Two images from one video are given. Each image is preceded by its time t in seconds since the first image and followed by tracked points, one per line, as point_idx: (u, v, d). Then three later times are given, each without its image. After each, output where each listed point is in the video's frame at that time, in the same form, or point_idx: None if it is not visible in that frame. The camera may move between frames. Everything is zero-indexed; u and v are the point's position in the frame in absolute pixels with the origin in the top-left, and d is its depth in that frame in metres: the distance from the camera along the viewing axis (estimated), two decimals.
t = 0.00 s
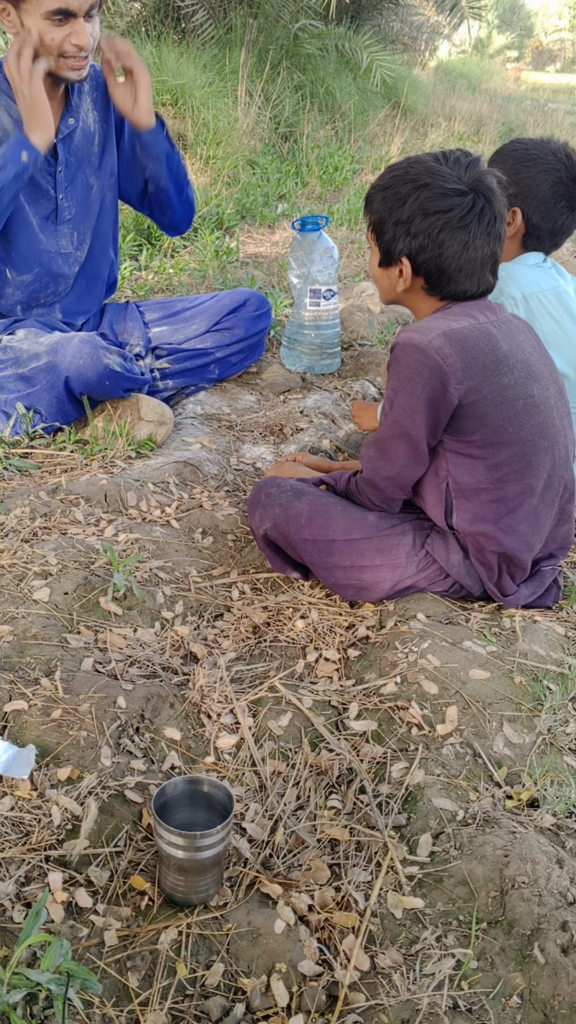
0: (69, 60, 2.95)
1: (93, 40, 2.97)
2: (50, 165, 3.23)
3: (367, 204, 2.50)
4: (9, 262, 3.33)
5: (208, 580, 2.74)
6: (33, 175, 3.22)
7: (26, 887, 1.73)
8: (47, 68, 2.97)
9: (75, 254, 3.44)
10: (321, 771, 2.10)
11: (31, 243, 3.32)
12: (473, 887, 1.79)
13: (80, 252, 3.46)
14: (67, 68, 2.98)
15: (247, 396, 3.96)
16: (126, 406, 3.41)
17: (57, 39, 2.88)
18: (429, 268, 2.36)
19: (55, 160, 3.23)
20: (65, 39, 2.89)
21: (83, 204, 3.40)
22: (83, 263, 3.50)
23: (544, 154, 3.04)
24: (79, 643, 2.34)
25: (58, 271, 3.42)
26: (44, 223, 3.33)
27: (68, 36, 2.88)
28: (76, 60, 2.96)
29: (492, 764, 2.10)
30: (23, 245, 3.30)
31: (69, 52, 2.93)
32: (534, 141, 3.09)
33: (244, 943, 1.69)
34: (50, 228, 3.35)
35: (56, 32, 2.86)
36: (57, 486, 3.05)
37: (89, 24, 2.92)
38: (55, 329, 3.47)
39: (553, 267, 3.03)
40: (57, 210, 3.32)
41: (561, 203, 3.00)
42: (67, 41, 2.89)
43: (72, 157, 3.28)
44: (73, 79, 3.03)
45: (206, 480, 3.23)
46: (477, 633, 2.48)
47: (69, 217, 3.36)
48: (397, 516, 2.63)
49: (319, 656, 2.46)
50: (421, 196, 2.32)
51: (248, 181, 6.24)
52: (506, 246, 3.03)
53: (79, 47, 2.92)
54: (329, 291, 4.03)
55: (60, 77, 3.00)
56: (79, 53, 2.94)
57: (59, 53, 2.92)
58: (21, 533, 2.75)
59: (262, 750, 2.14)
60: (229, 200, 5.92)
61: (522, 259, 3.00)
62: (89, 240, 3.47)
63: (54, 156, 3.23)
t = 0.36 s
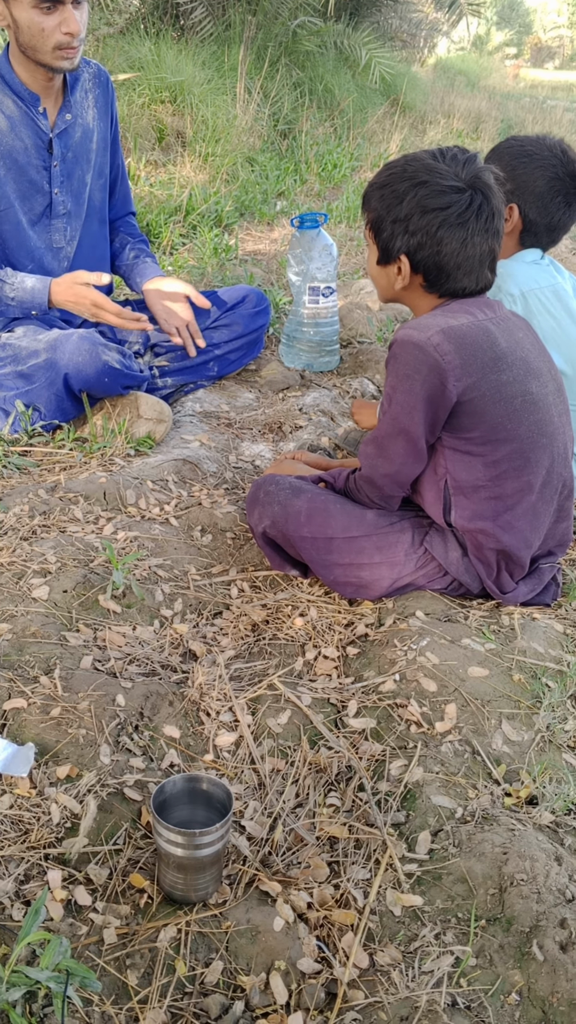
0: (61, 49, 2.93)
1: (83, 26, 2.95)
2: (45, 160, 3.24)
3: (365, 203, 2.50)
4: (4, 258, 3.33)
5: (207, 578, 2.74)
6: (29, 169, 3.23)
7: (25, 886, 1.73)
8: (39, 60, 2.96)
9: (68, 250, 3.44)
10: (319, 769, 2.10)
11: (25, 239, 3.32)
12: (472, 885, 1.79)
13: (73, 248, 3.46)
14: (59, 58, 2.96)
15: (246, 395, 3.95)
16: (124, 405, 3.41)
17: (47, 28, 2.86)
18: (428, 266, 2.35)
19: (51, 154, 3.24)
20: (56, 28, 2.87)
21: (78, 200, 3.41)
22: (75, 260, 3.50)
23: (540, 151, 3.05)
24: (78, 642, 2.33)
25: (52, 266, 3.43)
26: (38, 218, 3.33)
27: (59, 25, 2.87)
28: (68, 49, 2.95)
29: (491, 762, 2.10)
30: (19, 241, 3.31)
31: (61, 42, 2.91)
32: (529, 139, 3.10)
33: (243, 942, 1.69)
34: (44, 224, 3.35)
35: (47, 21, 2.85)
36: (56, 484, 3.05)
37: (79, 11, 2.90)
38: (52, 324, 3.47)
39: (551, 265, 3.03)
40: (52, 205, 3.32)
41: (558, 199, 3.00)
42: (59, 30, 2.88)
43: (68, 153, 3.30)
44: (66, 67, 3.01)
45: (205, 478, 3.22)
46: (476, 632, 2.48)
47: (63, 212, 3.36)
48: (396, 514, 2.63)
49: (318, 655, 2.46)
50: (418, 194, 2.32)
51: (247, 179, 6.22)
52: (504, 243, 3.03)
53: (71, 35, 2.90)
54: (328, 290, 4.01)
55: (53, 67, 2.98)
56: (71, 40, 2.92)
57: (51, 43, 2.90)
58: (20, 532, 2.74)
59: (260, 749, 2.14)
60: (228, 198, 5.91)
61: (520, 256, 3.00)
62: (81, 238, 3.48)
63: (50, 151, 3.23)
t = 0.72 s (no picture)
0: (63, 51, 2.94)
1: (85, 29, 2.96)
2: (47, 160, 3.24)
3: (364, 206, 2.51)
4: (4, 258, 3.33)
5: (209, 580, 2.74)
6: (30, 168, 3.23)
7: (26, 887, 1.73)
8: (41, 62, 2.96)
9: (68, 249, 3.45)
10: (321, 771, 2.10)
11: (24, 238, 3.33)
12: (473, 886, 1.79)
13: (73, 248, 3.47)
14: (61, 60, 2.97)
15: (248, 396, 3.96)
16: (126, 407, 3.41)
17: (49, 31, 2.87)
18: (428, 268, 2.36)
19: (53, 154, 3.24)
20: (58, 31, 2.88)
21: (80, 200, 3.41)
22: (76, 259, 3.51)
23: (539, 152, 3.05)
24: (79, 643, 2.34)
25: (49, 265, 3.45)
26: (39, 217, 3.34)
27: (60, 27, 2.88)
28: (69, 51, 2.95)
29: (492, 764, 2.10)
30: (18, 241, 3.31)
31: (62, 44, 2.91)
32: (527, 140, 3.11)
33: (244, 943, 1.69)
34: (44, 223, 3.36)
35: (48, 24, 2.86)
36: (58, 486, 3.05)
37: (81, 15, 2.91)
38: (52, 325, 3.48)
39: (552, 267, 3.03)
40: (53, 205, 3.33)
41: (557, 200, 3.00)
42: (59, 32, 2.88)
43: (71, 153, 3.30)
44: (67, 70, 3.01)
45: (207, 480, 3.23)
46: (478, 633, 2.48)
47: (65, 212, 3.37)
48: (397, 516, 2.63)
49: (319, 656, 2.46)
50: (418, 196, 2.33)
51: (249, 181, 6.23)
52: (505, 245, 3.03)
53: (72, 37, 2.91)
54: (329, 291, 4.03)
55: (54, 70, 2.99)
56: (72, 42, 2.93)
57: (52, 45, 2.91)
58: (22, 533, 2.75)
59: (262, 750, 2.14)
60: (229, 200, 5.91)
61: (521, 258, 3.00)
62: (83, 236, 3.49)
63: (52, 151, 3.23)
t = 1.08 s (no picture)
0: (66, 54, 2.94)
1: (89, 32, 2.97)
2: (50, 165, 3.25)
3: (367, 208, 2.51)
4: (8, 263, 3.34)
5: (211, 581, 2.74)
6: (34, 173, 3.24)
7: (29, 887, 1.73)
8: (44, 65, 2.97)
9: (73, 256, 3.46)
10: (323, 772, 2.10)
11: (29, 244, 3.33)
12: (475, 888, 1.79)
13: (79, 254, 3.47)
14: (65, 63, 2.97)
15: (250, 398, 3.96)
16: (129, 408, 3.41)
17: (53, 34, 2.87)
18: (431, 270, 2.36)
19: (57, 160, 3.24)
20: (62, 33, 2.88)
21: (85, 206, 3.41)
22: (82, 265, 3.51)
23: (540, 154, 3.06)
24: (82, 644, 2.34)
25: (55, 272, 3.45)
26: (43, 223, 3.34)
27: (64, 30, 2.88)
28: (73, 54, 2.95)
29: (495, 765, 2.10)
30: (22, 247, 3.32)
31: (66, 47, 2.92)
32: (529, 142, 3.12)
33: (247, 944, 1.69)
34: (49, 229, 3.36)
35: (52, 27, 2.87)
36: (60, 487, 3.05)
37: (85, 18, 2.92)
38: (58, 328, 3.48)
39: (554, 268, 3.03)
40: (57, 211, 3.33)
41: (560, 201, 3.00)
42: (64, 35, 2.89)
43: (74, 158, 3.30)
44: (72, 73, 3.01)
45: (209, 481, 3.23)
46: (480, 635, 2.48)
47: (69, 218, 3.37)
48: (400, 517, 2.63)
49: (322, 657, 2.46)
50: (420, 198, 2.33)
51: (252, 183, 6.24)
52: (507, 246, 3.03)
53: (76, 41, 2.91)
54: (332, 291, 4.03)
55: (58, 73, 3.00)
56: (77, 46, 2.93)
57: (56, 48, 2.91)
58: (24, 534, 2.75)
59: (264, 752, 2.15)
60: (232, 202, 5.92)
61: (523, 260, 3.00)
62: (89, 242, 3.48)
63: (56, 156, 3.24)
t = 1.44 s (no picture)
0: (69, 55, 2.94)
1: (90, 32, 2.97)
2: (49, 164, 3.25)
3: (368, 209, 2.51)
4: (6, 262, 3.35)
5: (211, 581, 2.75)
6: (32, 172, 3.24)
7: (28, 888, 1.73)
8: (46, 66, 2.97)
9: (72, 255, 3.46)
10: (323, 773, 2.10)
11: (26, 243, 3.34)
12: (475, 889, 1.79)
13: (78, 254, 3.47)
14: (66, 64, 2.97)
15: (250, 398, 3.96)
16: (129, 408, 3.41)
17: (55, 35, 2.87)
18: (431, 271, 2.36)
19: (56, 160, 3.24)
20: (64, 35, 2.88)
21: (84, 206, 3.41)
22: (81, 265, 3.51)
23: (539, 155, 3.06)
24: (82, 644, 2.34)
25: (53, 271, 3.45)
26: (41, 222, 3.34)
27: (66, 31, 2.88)
28: (75, 55, 2.95)
29: (494, 766, 2.10)
30: (20, 246, 3.32)
31: (68, 48, 2.91)
32: (527, 144, 3.12)
33: (246, 945, 1.69)
34: (47, 228, 3.37)
35: (54, 28, 2.86)
36: (60, 487, 3.05)
37: (87, 19, 2.92)
38: (57, 326, 3.48)
39: (554, 269, 3.03)
40: (56, 210, 3.33)
41: (559, 202, 3.00)
42: (66, 36, 2.88)
43: (74, 158, 3.30)
44: (73, 74, 3.01)
45: (209, 482, 3.23)
46: (480, 635, 2.49)
47: (67, 217, 3.37)
48: (400, 518, 2.64)
49: (321, 658, 2.46)
50: (422, 200, 2.33)
51: (252, 184, 6.24)
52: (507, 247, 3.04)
53: (78, 41, 2.91)
54: (332, 292, 4.03)
55: (60, 74, 3.00)
56: (79, 47, 2.93)
57: (58, 50, 2.91)
58: (24, 535, 2.75)
59: (264, 752, 2.15)
60: (232, 203, 5.92)
61: (524, 261, 3.00)
62: (88, 243, 3.48)
63: (55, 156, 3.24)
